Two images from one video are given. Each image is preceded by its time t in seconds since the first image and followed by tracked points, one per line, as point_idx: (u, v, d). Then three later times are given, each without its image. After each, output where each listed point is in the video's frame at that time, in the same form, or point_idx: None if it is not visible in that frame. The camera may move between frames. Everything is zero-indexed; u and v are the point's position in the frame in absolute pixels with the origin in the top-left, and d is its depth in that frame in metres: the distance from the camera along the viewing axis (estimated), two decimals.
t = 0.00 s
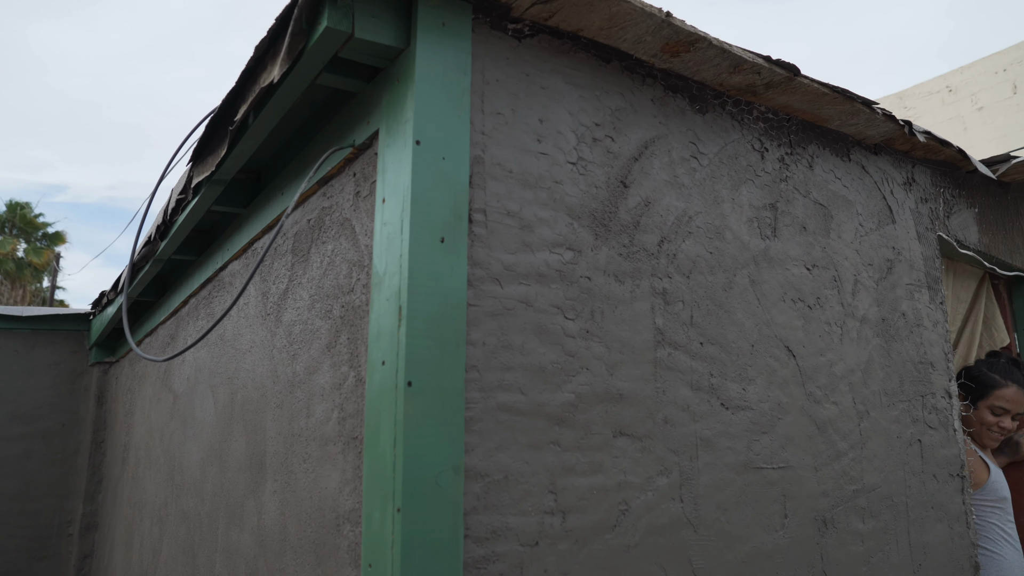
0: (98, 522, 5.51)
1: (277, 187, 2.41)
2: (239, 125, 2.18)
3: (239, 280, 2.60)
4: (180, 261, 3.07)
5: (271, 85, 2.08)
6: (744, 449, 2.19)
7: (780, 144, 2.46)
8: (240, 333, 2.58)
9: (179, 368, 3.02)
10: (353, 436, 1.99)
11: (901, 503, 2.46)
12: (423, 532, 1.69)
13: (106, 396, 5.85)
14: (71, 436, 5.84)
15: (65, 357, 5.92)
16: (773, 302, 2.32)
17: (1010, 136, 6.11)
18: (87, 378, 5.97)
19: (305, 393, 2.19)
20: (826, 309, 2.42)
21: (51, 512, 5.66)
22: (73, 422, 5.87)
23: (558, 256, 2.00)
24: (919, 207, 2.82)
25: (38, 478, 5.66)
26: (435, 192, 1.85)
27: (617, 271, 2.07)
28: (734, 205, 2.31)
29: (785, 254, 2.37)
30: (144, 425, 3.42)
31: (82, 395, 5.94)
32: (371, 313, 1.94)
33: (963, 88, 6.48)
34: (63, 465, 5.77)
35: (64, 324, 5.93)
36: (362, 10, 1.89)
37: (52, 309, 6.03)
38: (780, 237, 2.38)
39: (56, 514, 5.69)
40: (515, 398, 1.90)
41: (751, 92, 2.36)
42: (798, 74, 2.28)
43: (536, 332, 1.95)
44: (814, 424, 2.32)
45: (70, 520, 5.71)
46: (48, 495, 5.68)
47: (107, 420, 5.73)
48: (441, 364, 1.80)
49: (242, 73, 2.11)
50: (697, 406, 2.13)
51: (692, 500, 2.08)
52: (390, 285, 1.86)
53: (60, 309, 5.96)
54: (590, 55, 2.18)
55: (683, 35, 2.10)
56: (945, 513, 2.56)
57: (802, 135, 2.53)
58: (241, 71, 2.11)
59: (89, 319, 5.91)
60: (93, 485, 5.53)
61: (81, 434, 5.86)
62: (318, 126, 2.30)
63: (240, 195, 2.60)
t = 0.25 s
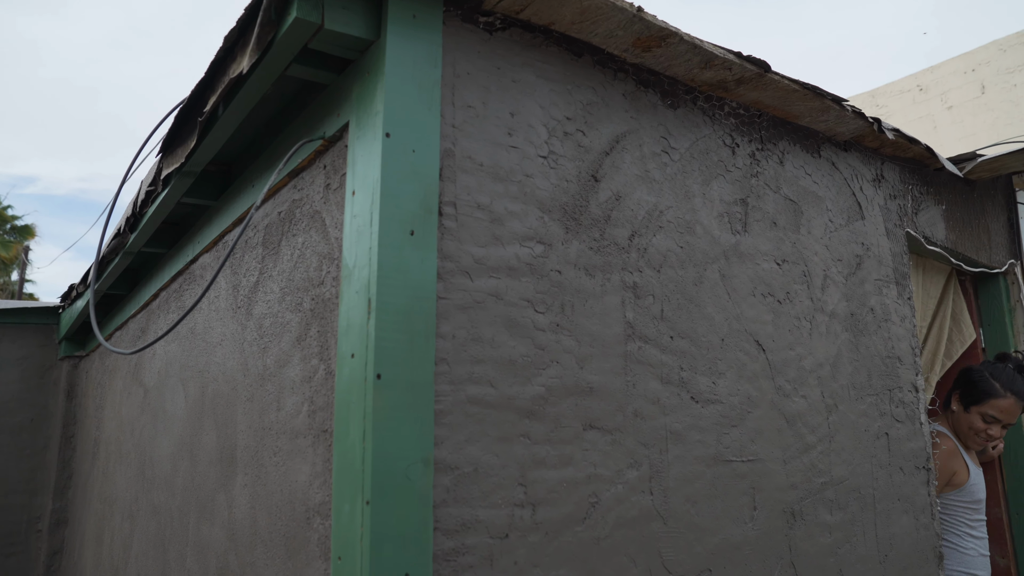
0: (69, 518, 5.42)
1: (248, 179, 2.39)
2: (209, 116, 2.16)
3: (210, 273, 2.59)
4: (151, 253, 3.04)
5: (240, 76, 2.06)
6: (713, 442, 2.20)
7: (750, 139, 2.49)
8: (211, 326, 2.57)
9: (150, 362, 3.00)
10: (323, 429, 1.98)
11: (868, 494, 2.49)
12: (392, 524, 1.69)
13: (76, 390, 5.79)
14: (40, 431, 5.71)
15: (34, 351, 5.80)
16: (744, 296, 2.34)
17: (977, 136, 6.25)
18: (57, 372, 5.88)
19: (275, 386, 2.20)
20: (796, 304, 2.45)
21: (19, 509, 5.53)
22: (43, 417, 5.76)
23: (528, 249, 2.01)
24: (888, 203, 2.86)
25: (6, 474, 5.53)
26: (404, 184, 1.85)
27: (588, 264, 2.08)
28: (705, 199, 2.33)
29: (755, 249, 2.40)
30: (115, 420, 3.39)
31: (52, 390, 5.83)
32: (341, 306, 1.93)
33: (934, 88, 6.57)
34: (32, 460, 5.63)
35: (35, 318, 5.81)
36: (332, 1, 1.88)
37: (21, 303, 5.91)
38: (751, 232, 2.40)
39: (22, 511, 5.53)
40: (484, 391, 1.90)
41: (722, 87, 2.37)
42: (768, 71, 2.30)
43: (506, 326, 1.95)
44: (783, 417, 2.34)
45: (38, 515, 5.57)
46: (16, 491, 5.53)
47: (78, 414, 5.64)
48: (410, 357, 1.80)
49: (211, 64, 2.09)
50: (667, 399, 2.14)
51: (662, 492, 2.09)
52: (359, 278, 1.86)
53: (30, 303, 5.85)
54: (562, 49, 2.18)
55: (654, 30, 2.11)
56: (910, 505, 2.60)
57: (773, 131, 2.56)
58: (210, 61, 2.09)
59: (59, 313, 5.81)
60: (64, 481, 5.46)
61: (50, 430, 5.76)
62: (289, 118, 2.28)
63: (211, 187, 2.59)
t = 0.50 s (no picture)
0: (54, 512, 5.38)
1: (233, 172, 2.39)
2: (193, 108, 2.15)
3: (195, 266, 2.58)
4: (136, 246, 3.02)
5: (225, 67, 2.05)
6: (697, 436, 2.21)
7: (736, 135, 2.50)
8: (195, 319, 2.56)
9: (135, 356, 2.99)
10: (307, 422, 1.99)
11: (850, 488, 2.52)
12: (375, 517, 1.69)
13: (60, 383, 5.76)
14: (23, 424, 5.65)
15: (17, 344, 5.75)
16: (728, 291, 2.35)
17: (962, 133, 6.29)
18: (41, 365, 5.83)
19: (260, 379, 2.20)
20: (780, 299, 2.46)
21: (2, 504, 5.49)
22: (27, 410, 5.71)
23: (513, 243, 2.01)
24: (872, 199, 2.88)
25: None
26: (389, 177, 1.85)
27: (572, 258, 2.08)
28: (690, 194, 2.34)
29: (740, 244, 2.41)
30: (99, 413, 3.37)
31: (35, 383, 5.78)
32: (325, 298, 1.93)
33: (919, 85, 6.66)
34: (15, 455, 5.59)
35: (18, 310, 5.75)
36: None
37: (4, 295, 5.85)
38: (735, 227, 2.41)
39: (6, 504, 5.48)
40: (468, 384, 1.90)
41: (707, 83, 2.38)
42: (754, 66, 2.31)
43: (491, 319, 1.95)
44: (767, 412, 2.35)
45: (22, 509, 5.51)
46: None
47: (62, 408, 5.60)
48: (394, 350, 1.80)
49: (195, 55, 2.08)
50: (651, 392, 2.15)
51: (645, 486, 2.10)
52: (343, 270, 1.86)
53: (13, 295, 5.79)
54: (548, 43, 2.18)
55: (640, 24, 2.12)
56: (891, 498, 2.64)
57: (759, 127, 2.57)
58: (195, 52, 2.08)
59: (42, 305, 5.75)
60: (49, 475, 5.42)
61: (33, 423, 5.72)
62: (275, 110, 2.28)
63: (196, 179, 2.58)
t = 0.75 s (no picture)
0: (36, 503, 5.36)
1: (216, 160, 2.37)
2: (175, 94, 2.13)
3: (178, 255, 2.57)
4: (118, 234, 3.01)
5: (207, 54, 2.03)
6: (680, 426, 2.22)
7: (721, 126, 2.50)
8: (178, 308, 2.55)
9: (118, 345, 2.97)
10: (289, 410, 1.98)
11: (831, 478, 2.54)
12: (356, 505, 1.68)
13: (42, 373, 5.72)
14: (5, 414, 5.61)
15: None
16: (712, 282, 2.36)
17: (946, 128, 6.37)
18: (22, 355, 5.78)
19: (242, 368, 2.20)
20: (763, 291, 2.48)
21: None
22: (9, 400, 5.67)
23: (497, 233, 2.01)
24: (856, 192, 2.90)
25: None
26: (372, 165, 1.84)
27: (556, 248, 2.08)
28: (675, 185, 2.34)
29: (724, 235, 2.41)
30: (82, 403, 3.36)
31: (17, 373, 5.74)
32: (307, 287, 1.93)
33: (906, 80, 6.72)
34: None
35: None
36: None
37: None
38: (719, 219, 2.42)
39: None
40: (451, 373, 1.90)
41: (693, 74, 2.38)
42: (739, 58, 2.31)
43: (474, 308, 1.95)
44: (749, 402, 2.37)
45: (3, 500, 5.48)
46: None
47: (44, 398, 5.57)
48: (376, 339, 1.79)
49: (177, 41, 2.06)
50: (634, 382, 2.15)
51: (628, 475, 2.11)
52: (326, 259, 1.85)
53: None
54: (533, 32, 2.17)
55: (626, 15, 2.10)
56: (871, 488, 2.67)
57: (744, 119, 2.57)
58: (176, 38, 2.06)
59: (24, 295, 5.70)
60: (31, 465, 5.40)
61: (15, 413, 5.67)
62: (258, 98, 2.26)
63: (179, 167, 2.56)
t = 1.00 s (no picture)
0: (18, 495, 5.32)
1: (198, 148, 2.35)
2: (156, 81, 2.11)
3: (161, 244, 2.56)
4: (100, 223, 2.98)
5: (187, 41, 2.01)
6: (663, 416, 2.23)
7: (706, 117, 2.50)
8: (160, 298, 2.53)
9: (99, 335, 2.95)
10: (270, 400, 1.97)
11: (813, 468, 2.57)
12: (337, 494, 1.67)
13: (24, 364, 5.67)
14: None
15: None
16: (696, 273, 2.36)
17: (931, 122, 6.65)
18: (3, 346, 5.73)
19: (224, 357, 2.19)
20: (747, 281, 2.49)
21: None
22: None
23: (480, 222, 2.00)
24: (840, 184, 2.91)
25: None
26: (354, 153, 1.82)
27: (540, 238, 2.07)
28: (660, 175, 2.34)
29: (708, 226, 2.42)
30: (64, 393, 3.33)
31: None
32: (289, 275, 1.92)
33: (891, 73, 6.98)
34: None
35: None
36: None
37: None
38: (704, 209, 2.42)
39: None
40: (433, 362, 1.89)
41: (678, 64, 2.38)
42: (724, 49, 2.31)
43: (456, 297, 1.94)
44: (732, 392, 2.38)
45: None
46: None
47: (26, 390, 5.52)
48: (358, 328, 1.78)
49: (158, 26, 2.03)
50: (617, 372, 2.16)
51: (611, 465, 2.11)
52: (308, 247, 1.84)
53: None
54: (518, 21, 2.16)
55: (610, 4, 2.09)
56: (852, 478, 2.70)
57: (729, 110, 2.57)
58: (157, 24, 2.03)
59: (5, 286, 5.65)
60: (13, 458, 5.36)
61: None
62: (240, 85, 2.24)
63: (161, 155, 2.54)
